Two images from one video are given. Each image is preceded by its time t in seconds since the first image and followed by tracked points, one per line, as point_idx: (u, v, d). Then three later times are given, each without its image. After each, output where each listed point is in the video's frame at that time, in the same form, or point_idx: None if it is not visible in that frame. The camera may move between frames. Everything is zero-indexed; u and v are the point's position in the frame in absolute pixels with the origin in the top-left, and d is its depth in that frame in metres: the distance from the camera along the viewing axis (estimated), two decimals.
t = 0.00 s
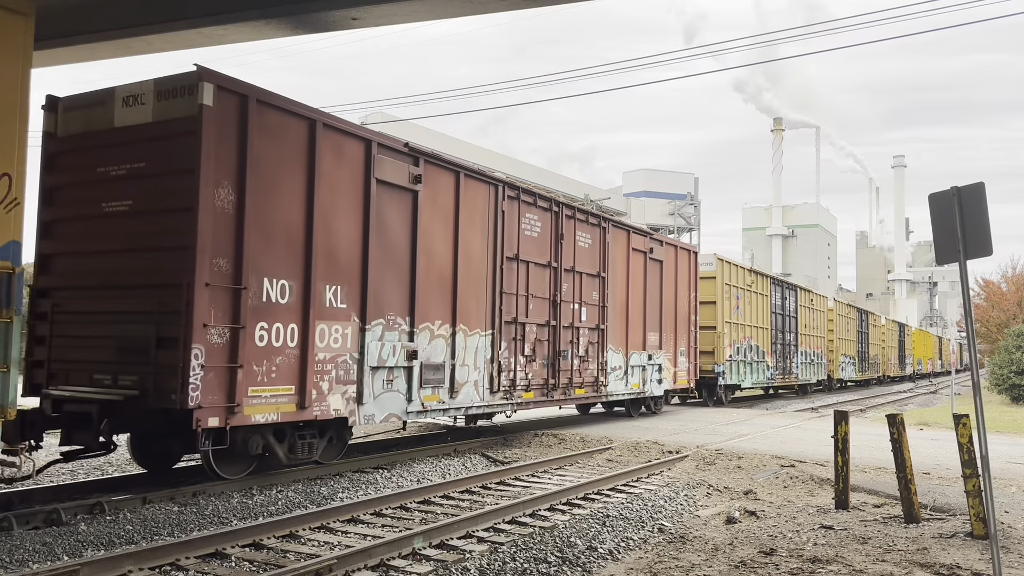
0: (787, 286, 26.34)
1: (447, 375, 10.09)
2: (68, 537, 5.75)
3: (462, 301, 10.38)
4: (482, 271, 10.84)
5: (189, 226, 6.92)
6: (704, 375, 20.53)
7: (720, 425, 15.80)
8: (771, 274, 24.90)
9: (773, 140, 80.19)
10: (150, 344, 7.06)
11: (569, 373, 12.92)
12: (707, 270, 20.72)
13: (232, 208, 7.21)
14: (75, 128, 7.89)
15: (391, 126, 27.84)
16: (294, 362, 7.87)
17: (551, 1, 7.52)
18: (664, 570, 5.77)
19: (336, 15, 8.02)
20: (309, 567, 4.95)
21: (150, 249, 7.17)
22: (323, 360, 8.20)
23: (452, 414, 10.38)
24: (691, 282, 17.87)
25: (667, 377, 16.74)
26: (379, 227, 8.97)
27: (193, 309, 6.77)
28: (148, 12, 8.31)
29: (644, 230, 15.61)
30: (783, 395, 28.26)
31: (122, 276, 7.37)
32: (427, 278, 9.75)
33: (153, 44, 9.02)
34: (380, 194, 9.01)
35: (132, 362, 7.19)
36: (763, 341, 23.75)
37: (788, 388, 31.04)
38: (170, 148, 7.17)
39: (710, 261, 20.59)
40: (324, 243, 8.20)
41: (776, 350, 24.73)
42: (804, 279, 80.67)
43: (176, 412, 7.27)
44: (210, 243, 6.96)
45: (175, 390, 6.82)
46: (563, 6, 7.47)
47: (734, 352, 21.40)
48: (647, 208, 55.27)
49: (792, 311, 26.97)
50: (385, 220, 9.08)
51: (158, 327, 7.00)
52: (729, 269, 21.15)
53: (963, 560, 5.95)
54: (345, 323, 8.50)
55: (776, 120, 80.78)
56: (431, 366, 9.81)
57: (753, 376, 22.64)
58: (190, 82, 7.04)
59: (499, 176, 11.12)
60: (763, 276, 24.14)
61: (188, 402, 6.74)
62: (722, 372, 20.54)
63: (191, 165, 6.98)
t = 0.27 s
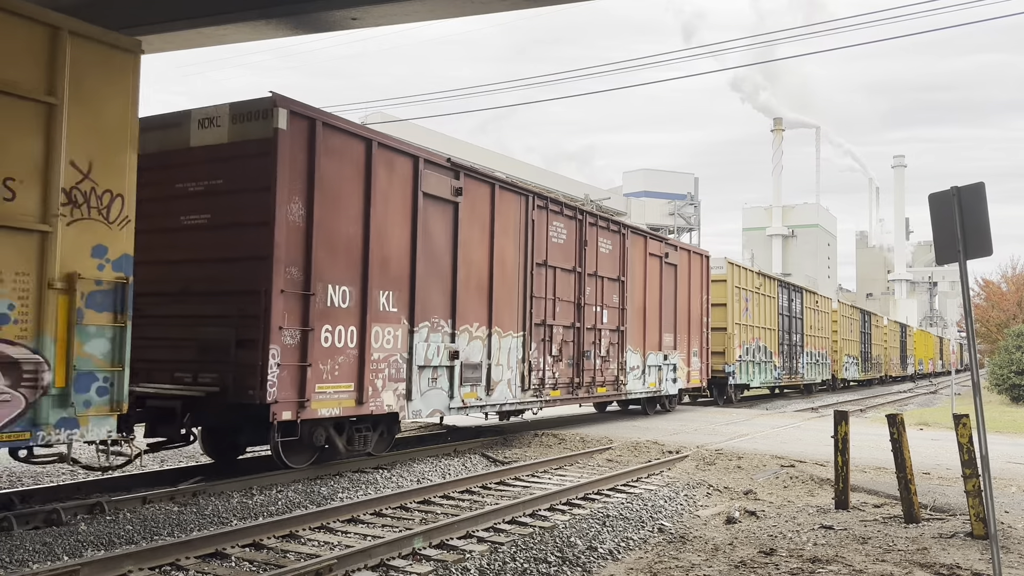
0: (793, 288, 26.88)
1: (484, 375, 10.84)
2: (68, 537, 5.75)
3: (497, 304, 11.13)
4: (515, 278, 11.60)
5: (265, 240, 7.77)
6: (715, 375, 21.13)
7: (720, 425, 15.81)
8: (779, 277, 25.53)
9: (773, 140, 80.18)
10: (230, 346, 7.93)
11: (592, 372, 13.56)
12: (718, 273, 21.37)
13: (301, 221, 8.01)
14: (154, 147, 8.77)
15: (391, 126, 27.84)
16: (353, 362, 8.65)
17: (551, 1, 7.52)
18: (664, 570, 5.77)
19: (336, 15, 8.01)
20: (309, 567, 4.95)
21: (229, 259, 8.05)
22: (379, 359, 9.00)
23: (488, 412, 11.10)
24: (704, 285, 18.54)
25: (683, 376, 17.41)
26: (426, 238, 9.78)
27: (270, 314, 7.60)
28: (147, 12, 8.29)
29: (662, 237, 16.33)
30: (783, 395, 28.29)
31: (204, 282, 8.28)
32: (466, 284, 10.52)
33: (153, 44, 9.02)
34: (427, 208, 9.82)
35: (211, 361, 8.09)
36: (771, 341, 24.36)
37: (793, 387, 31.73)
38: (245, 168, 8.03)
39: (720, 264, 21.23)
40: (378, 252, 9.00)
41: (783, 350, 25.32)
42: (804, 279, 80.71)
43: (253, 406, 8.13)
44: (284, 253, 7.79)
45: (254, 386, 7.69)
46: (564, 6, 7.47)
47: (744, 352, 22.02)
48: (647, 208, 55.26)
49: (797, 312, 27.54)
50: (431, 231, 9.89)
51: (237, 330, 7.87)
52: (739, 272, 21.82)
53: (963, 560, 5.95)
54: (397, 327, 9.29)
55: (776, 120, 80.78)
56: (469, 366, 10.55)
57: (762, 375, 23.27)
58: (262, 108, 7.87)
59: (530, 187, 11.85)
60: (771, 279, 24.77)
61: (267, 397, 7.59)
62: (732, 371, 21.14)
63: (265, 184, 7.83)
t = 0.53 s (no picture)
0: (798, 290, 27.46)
1: (515, 374, 11.63)
2: (68, 537, 5.75)
3: (526, 309, 11.91)
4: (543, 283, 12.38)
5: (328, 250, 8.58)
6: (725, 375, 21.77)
7: (720, 425, 15.81)
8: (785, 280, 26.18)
9: (773, 140, 80.18)
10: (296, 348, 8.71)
11: (612, 372, 14.30)
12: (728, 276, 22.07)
13: (359, 233, 8.84)
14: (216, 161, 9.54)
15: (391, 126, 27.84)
16: (402, 361, 9.46)
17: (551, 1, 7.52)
18: (664, 570, 5.77)
19: (336, 15, 8.02)
20: (309, 567, 4.95)
21: (293, 267, 8.85)
22: (425, 359, 9.83)
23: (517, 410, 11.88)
24: (714, 288, 19.23)
25: (696, 376, 18.15)
26: (464, 246, 10.60)
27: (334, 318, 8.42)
28: (147, 12, 8.29)
29: (676, 241, 17.13)
30: (784, 394, 28.34)
31: (270, 288, 9.06)
32: (499, 289, 11.34)
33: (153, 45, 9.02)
34: (465, 219, 10.64)
35: (277, 360, 8.88)
36: (778, 342, 24.96)
37: (799, 386, 32.35)
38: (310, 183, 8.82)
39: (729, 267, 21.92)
40: (424, 261, 9.84)
41: (789, 351, 25.92)
42: (803, 279, 80.76)
43: (317, 402, 8.91)
44: (345, 262, 8.62)
45: (318, 383, 8.51)
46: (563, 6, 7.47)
47: (753, 352, 22.67)
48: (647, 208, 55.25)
49: (802, 313, 28.08)
50: (469, 240, 10.72)
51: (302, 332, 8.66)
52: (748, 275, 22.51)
53: (963, 560, 5.95)
54: (439, 329, 10.11)
55: (776, 120, 80.80)
56: (501, 366, 11.35)
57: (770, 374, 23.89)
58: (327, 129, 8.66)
59: (556, 197, 12.68)
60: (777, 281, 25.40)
61: (330, 393, 8.37)
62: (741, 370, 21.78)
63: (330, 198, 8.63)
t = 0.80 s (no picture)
0: (803, 291, 27.92)
1: (544, 374, 12.40)
2: (68, 537, 5.75)
3: (554, 311, 12.66)
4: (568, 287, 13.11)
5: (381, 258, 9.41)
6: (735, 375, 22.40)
7: (720, 426, 15.82)
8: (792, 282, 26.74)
9: (773, 140, 80.18)
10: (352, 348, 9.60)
11: (631, 371, 15.00)
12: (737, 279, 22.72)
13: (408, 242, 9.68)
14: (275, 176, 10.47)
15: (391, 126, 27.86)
16: (443, 361, 10.27)
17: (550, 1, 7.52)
18: (664, 570, 5.77)
19: (336, 15, 8.02)
20: (309, 567, 4.95)
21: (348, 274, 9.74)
22: (465, 359, 10.65)
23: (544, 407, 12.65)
24: (726, 291, 19.91)
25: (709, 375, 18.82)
26: (499, 253, 11.42)
27: (386, 321, 9.25)
28: (147, 13, 8.28)
29: (689, 246, 17.89)
30: (785, 394, 28.41)
31: (326, 293, 9.95)
32: (530, 294, 12.12)
33: (154, 45, 9.03)
34: (500, 229, 11.44)
35: (334, 360, 9.79)
36: (784, 343, 25.50)
37: (806, 386, 32.86)
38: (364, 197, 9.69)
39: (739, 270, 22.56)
40: (463, 268, 10.64)
41: (795, 351, 26.44)
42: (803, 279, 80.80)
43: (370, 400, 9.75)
44: (396, 270, 9.48)
45: (372, 380, 9.38)
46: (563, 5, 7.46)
47: (761, 353, 23.27)
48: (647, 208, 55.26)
49: (807, 314, 28.52)
50: (502, 248, 11.52)
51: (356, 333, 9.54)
52: (757, 278, 23.14)
53: (963, 560, 5.95)
54: (476, 332, 10.92)
55: (776, 120, 80.80)
56: (530, 365, 12.11)
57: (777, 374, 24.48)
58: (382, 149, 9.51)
59: (581, 206, 13.47)
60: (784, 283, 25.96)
61: (384, 390, 9.20)
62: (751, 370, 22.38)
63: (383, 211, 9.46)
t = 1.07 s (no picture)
0: (809, 292, 28.26)
1: (572, 373, 13.08)
2: (68, 537, 5.75)
3: (580, 314, 13.33)
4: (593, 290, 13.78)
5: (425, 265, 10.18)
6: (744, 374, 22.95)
7: (720, 425, 15.82)
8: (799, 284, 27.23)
9: (773, 140, 80.16)
10: (399, 349, 10.38)
11: (649, 370, 15.63)
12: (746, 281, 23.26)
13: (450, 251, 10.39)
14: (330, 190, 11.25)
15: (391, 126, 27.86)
16: (480, 360, 11.00)
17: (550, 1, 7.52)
18: (664, 570, 5.77)
19: (336, 15, 8.02)
20: (309, 567, 4.95)
21: (394, 281, 10.56)
22: (500, 359, 11.37)
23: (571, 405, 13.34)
24: (737, 293, 20.49)
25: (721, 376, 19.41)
26: (530, 258, 12.10)
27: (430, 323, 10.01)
28: (149, 13, 8.29)
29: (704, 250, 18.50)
30: (786, 394, 28.45)
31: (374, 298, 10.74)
32: (558, 297, 12.79)
33: (154, 45, 9.02)
34: (532, 237, 12.15)
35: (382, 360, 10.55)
36: (791, 343, 25.94)
37: (809, 386, 33.09)
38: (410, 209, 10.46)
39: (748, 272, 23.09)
40: (498, 274, 11.37)
41: (801, 351, 26.89)
42: (803, 279, 80.82)
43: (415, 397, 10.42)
44: (440, 276, 10.21)
45: (419, 378, 10.08)
46: (563, 5, 7.46)
47: (770, 353, 23.78)
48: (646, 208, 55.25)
49: (813, 314, 28.86)
50: (534, 254, 12.22)
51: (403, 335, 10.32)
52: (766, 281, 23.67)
53: (963, 560, 5.95)
54: (510, 333, 11.63)
55: (776, 120, 80.78)
56: (558, 365, 12.79)
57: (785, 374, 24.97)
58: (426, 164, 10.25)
59: (604, 213, 14.11)
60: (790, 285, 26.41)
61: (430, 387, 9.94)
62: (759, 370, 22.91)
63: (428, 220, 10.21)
